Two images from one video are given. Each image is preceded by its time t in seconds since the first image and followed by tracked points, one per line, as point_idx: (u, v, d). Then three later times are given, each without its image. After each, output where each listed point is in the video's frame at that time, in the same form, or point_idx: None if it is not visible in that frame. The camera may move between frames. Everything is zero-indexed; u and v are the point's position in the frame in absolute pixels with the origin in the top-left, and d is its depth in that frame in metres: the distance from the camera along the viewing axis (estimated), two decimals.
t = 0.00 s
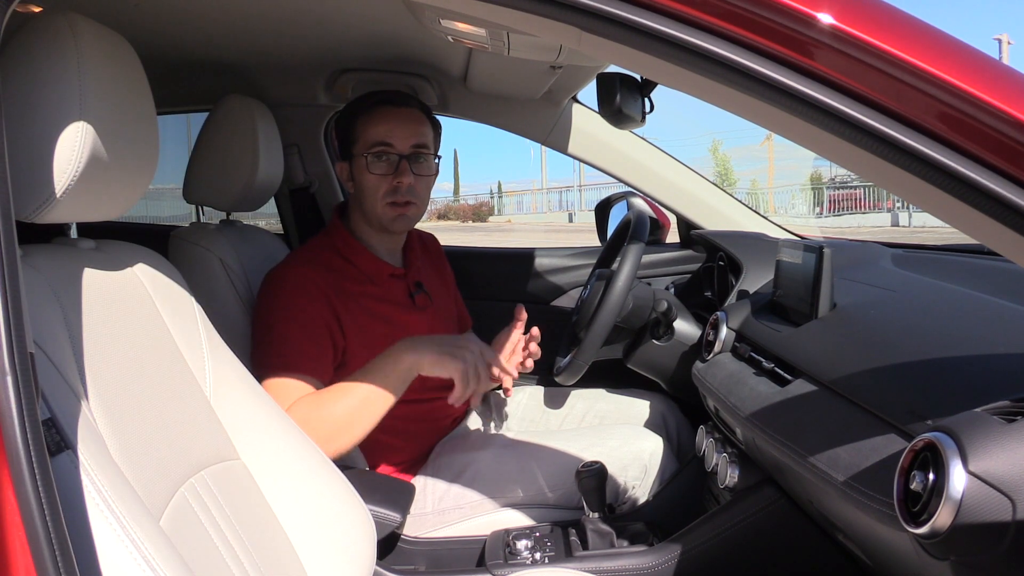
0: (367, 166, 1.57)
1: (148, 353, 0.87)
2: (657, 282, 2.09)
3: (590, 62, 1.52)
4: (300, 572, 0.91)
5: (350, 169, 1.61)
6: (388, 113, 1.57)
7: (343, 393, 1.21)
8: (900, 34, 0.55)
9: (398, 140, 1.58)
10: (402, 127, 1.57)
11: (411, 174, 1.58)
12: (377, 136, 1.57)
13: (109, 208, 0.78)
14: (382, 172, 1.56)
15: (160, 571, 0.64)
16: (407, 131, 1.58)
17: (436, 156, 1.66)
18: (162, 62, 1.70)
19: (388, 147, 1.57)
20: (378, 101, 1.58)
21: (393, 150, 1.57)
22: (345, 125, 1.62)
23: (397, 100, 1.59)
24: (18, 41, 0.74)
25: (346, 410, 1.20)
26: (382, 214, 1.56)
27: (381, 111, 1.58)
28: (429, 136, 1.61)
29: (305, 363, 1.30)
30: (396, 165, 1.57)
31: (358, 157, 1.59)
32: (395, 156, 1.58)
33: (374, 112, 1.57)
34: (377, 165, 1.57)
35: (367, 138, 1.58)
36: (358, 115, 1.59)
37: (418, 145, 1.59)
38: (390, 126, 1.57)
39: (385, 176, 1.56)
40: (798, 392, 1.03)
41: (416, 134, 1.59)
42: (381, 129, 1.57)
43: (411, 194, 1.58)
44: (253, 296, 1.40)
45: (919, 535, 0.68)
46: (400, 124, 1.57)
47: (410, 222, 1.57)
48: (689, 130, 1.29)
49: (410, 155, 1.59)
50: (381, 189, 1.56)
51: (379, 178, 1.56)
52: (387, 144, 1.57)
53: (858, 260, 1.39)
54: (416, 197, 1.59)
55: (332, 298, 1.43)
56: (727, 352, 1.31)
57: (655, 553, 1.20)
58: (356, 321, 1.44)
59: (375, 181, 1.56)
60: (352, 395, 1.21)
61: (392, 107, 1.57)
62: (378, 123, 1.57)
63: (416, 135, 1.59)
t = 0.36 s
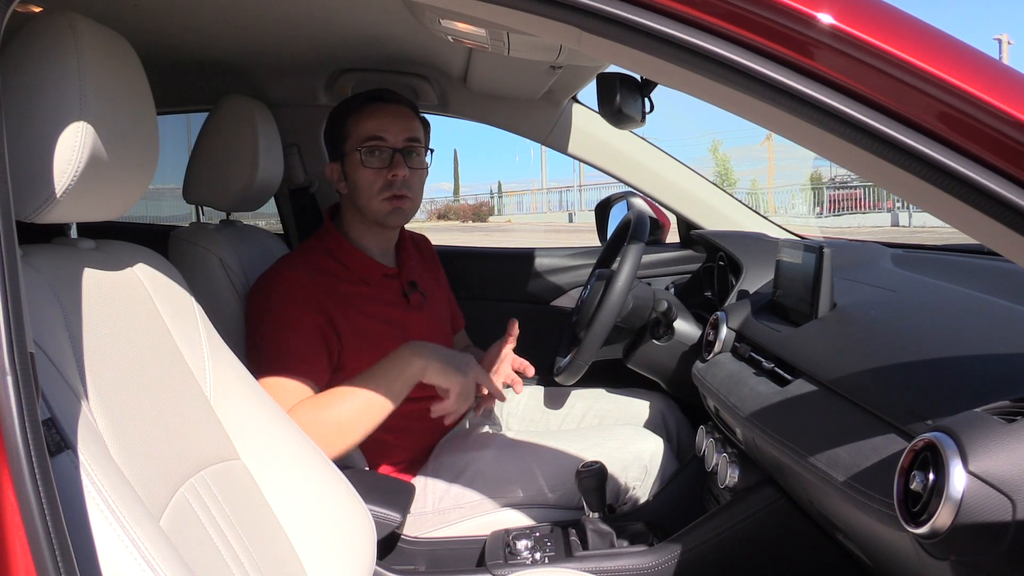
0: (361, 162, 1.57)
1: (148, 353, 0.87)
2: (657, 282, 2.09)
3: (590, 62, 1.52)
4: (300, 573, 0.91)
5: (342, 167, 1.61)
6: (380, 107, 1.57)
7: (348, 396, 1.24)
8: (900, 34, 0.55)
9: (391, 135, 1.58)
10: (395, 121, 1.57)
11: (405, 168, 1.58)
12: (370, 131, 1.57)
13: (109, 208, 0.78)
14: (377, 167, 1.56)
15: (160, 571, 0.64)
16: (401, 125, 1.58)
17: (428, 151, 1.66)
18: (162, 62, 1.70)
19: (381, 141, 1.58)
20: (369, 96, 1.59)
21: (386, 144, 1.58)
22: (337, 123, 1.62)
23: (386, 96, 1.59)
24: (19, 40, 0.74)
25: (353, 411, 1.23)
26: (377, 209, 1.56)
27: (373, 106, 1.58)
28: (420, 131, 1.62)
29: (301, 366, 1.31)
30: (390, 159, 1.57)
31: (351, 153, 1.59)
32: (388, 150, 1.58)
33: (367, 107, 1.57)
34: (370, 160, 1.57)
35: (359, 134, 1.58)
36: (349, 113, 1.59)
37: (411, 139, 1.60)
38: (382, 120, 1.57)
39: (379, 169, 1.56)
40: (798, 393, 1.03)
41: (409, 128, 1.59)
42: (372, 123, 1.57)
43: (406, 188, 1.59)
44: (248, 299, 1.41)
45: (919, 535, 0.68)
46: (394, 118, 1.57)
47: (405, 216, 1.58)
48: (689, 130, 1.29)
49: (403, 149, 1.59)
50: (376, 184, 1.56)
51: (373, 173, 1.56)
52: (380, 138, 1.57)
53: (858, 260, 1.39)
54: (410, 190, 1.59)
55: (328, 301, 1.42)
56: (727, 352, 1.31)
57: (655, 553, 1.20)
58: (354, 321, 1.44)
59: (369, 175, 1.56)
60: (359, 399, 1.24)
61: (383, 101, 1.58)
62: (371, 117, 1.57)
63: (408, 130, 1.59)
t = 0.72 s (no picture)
0: (379, 168, 1.57)
1: (147, 352, 0.87)
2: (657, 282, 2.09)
3: (590, 62, 1.52)
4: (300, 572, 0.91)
5: (354, 168, 1.60)
6: (401, 115, 1.57)
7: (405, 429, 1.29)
8: (901, 34, 0.55)
9: (413, 144, 1.58)
10: (415, 130, 1.58)
11: (424, 178, 1.60)
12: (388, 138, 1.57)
13: (109, 208, 0.78)
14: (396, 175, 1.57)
15: (160, 571, 0.64)
16: (421, 134, 1.59)
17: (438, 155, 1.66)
18: (162, 61, 1.70)
19: (402, 149, 1.57)
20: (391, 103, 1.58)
21: (408, 153, 1.58)
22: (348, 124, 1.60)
23: (406, 104, 1.59)
24: (19, 40, 0.74)
25: (403, 441, 1.27)
26: (395, 216, 1.56)
27: (393, 113, 1.57)
28: (434, 138, 1.63)
29: (305, 367, 1.30)
30: (411, 168, 1.58)
31: (368, 157, 1.58)
32: (409, 159, 1.58)
33: (385, 113, 1.57)
34: (389, 167, 1.57)
35: (378, 139, 1.57)
36: (366, 116, 1.58)
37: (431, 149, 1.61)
38: (405, 129, 1.57)
39: (399, 178, 1.57)
40: (798, 392, 1.03)
41: (427, 137, 1.60)
42: (394, 131, 1.57)
43: (422, 197, 1.61)
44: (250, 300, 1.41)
45: (919, 535, 0.68)
46: (417, 127, 1.58)
47: (419, 225, 1.60)
48: (688, 130, 1.29)
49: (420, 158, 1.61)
50: (397, 192, 1.56)
51: (393, 180, 1.56)
52: (401, 146, 1.57)
53: (858, 260, 1.39)
54: (425, 198, 1.61)
55: (331, 301, 1.42)
56: (727, 352, 1.31)
57: (655, 553, 1.20)
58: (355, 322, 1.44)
59: (388, 182, 1.56)
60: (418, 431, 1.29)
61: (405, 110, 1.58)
62: (390, 125, 1.56)
63: (427, 139, 1.60)
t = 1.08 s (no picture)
0: (385, 174, 1.57)
1: (146, 352, 0.87)
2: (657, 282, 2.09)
3: (590, 62, 1.52)
4: (300, 572, 0.91)
5: (356, 172, 1.59)
6: (409, 121, 1.57)
7: (409, 434, 1.29)
8: (901, 35, 0.55)
9: (420, 150, 1.59)
10: (421, 136, 1.59)
11: (428, 183, 1.61)
12: (395, 143, 1.57)
13: (109, 208, 0.78)
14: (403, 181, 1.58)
15: (160, 571, 0.64)
16: (426, 139, 1.60)
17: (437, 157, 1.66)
18: (162, 61, 1.70)
19: (408, 155, 1.58)
20: (396, 108, 1.58)
21: (415, 159, 1.59)
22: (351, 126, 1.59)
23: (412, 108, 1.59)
24: (18, 40, 0.74)
25: (405, 447, 1.25)
26: (399, 220, 1.58)
27: (400, 118, 1.57)
28: (434, 139, 1.63)
29: (306, 367, 1.30)
30: (418, 175, 1.59)
31: (372, 163, 1.57)
32: (415, 165, 1.59)
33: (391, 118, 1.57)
34: (395, 173, 1.57)
35: (385, 145, 1.57)
36: (373, 120, 1.57)
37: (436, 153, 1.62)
38: (413, 135, 1.58)
39: (406, 184, 1.58)
40: (798, 392, 1.03)
41: (430, 141, 1.61)
42: (400, 137, 1.57)
43: (425, 201, 1.62)
44: (251, 300, 1.40)
45: (919, 535, 0.68)
46: (424, 132, 1.59)
47: (421, 228, 1.62)
48: (688, 129, 1.29)
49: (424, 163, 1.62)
50: (403, 198, 1.58)
51: (399, 186, 1.57)
52: (408, 152, 1.58)
53: (858, 260, 1.39)
54: (427, 202, 1.63)
55: (331, 301, 1.42)
56: (727, 352, 1.31)
57: (655, 553, 1.20)
58: (355, 322, 1.44)
59: (394, 188, 1.57)
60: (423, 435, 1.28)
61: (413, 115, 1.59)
62: (396, 130, 1.57)
63: (431, 143, 1.61)
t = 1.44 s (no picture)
0: (389, 171, 1.57)
1: (145, 352, 0.86)
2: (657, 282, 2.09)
3: (590, 62, 1.52)
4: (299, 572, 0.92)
5: (360, 169, 1.59)
6: (414, 121, 1.58)
7: (419, 442, 1.23)
8: (902, 34, 0.55)
9: (424, 150, 1.60)
10: (425, 136, 1.59)
11: (431, 184, 1.62)
12: (399, 143, 1.57)
13: (109, 207, 0.78)
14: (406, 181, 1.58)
15: (160, 571, 0.64)
16: (430, 139, 1.60)
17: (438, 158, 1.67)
18: (162, 61, 1.70)
19: (413, 155, 1.58)
20: (402, 107, 1.59)
21: (420, 159, 1.59)
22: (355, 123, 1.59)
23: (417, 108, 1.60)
24: (18, 40, 0.74)
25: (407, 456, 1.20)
26: (400, 220, 1.58)
27: (406, 117, 1.58)
28: (436, 139, 1.63)
29: (308, 365, 1.30)
30: (421, 175, 1.60)
31: (377, 160, 1.58)
32: (419, 165, 1.60)
33: (396, 117, 1.57)
34: (399, 172, 1.58)
35: (390, 144, 1.57)
36: (378, 118, 1.57)
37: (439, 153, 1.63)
38: (417, 135, 1.58)
39: (409, 184, 1.58)
40: (798, 392, 1.03)
41: (434, 141, 1.61)
42: (406, 136, 1.57)
43: (426, 202, 1.63)
44: (252, 300, 1.40)
45: (919, 536, 0.68)
46: (428, 132, 1.60)
47: (422, 228, 1.62)
48: (688, 129, 1.29)
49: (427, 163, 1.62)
50: (406, 197, 1.58)
51: (403, 185, 1.57)
52: (413, 152, 1.58)
53: (858, 260, 1.39)
54: (428, 203, 1.63)
55: (333, 299, 1.43)
56: (727, 352, 1.31)
57: (655, 553, 1.20)
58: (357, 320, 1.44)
59: (398, 187, 1.57)
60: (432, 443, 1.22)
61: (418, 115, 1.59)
62: (400, 129, 1.57)
63: (434, 143, 1.62)
